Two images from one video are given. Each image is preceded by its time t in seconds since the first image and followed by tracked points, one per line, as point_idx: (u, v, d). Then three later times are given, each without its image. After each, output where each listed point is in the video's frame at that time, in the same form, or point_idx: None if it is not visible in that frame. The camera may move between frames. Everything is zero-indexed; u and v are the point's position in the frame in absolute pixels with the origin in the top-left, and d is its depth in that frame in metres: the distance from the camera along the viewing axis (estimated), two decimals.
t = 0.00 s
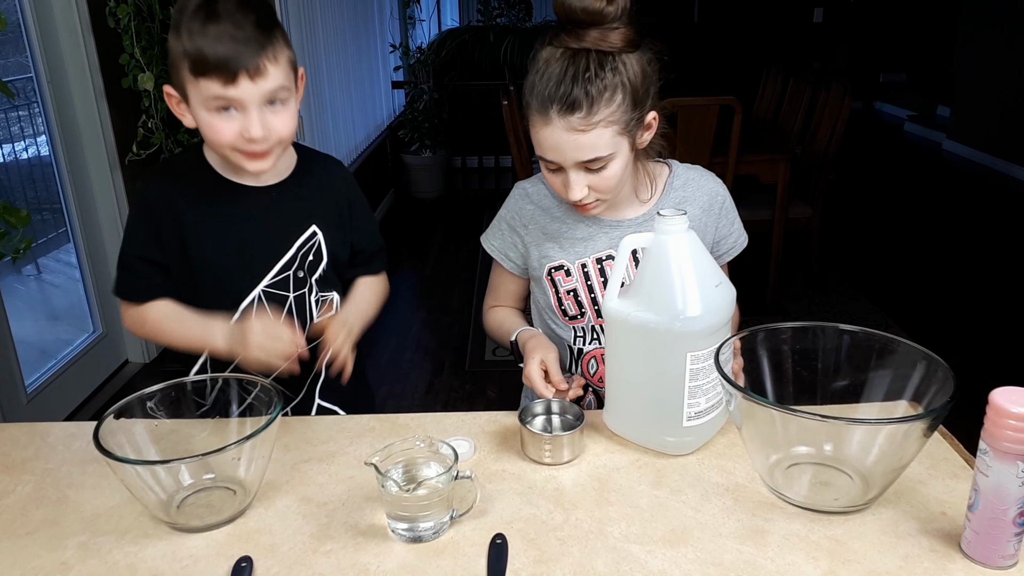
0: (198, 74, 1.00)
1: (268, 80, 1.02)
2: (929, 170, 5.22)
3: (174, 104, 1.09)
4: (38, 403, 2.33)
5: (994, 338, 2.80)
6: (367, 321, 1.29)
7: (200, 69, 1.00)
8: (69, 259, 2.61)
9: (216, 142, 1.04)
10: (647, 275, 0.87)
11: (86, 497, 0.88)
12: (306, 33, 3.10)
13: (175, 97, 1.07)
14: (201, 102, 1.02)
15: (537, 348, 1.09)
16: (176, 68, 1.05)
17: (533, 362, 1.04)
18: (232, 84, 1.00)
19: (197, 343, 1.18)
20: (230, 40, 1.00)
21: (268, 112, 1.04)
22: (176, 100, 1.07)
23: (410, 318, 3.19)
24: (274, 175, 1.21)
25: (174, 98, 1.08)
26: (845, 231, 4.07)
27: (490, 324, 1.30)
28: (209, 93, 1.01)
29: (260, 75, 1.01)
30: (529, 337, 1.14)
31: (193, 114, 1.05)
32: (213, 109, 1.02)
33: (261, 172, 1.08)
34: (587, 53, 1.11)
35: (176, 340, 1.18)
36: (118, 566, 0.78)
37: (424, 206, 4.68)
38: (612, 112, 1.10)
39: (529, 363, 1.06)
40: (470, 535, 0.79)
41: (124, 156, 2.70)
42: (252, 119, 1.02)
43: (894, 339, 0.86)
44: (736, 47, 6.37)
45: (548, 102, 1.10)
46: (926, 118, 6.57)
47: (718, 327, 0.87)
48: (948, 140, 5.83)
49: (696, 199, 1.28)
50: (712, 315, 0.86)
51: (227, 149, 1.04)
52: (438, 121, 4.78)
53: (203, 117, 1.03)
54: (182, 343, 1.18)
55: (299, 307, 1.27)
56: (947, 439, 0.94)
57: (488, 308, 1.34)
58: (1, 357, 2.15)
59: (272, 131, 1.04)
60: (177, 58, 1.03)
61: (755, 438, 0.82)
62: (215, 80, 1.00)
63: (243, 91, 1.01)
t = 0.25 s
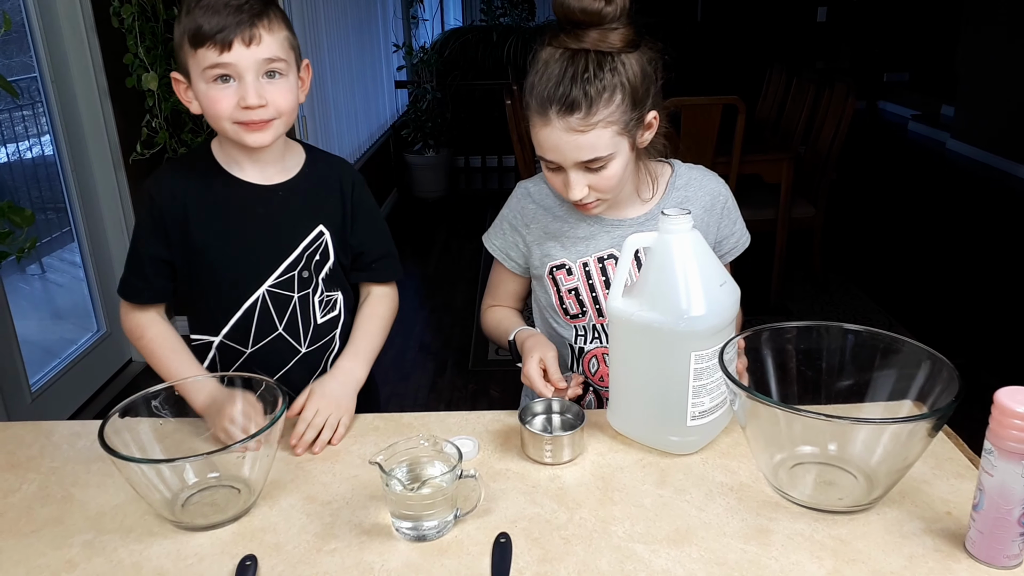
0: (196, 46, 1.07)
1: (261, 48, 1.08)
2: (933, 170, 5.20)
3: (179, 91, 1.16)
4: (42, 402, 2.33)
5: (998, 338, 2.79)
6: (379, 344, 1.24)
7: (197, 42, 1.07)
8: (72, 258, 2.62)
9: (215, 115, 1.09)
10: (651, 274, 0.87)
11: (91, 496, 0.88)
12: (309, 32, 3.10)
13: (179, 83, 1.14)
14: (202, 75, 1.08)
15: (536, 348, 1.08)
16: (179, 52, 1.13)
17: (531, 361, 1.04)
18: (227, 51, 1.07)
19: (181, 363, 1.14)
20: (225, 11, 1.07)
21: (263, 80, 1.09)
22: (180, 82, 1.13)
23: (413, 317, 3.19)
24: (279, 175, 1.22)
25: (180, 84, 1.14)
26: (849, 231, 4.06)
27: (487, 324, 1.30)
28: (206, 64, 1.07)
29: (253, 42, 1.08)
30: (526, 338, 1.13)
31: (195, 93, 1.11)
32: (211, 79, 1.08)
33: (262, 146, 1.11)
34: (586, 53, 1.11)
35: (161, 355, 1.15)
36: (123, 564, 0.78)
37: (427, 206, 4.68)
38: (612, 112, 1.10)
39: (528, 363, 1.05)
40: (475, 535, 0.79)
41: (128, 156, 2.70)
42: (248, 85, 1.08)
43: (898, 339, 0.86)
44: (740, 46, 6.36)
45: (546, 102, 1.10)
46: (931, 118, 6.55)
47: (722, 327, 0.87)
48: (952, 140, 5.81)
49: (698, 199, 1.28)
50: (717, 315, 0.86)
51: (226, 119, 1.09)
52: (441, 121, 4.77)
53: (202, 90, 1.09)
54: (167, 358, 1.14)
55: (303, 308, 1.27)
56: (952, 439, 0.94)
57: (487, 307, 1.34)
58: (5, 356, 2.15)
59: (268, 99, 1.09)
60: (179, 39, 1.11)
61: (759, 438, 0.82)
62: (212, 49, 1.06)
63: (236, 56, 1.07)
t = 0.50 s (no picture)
0: (203, 47, 1.07)
1: (269, 49, 1.08)
2: (935, 173, 5.19)
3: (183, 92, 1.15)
4: (40, 404, 2.32)
5: (999, 342, 2.78)
6: (375, 359, 1.23)
7: (204, 42, 1.07)
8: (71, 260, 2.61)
9: (221, 116, 1.09)
10: (653, 278, 0.86)
11: (88, 501, 0.87)
12: (310, 33, 3.09)
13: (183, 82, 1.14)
14: (209, 76, 1.08)
15: (534, 351, 1.06)
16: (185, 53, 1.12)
17: (529, 365, 1.02)
18: (235, 52, 1.07)
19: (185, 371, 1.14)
20: (233, 12, 1.07)
21: (271, 81, 1.09)
22: (185, 83, 1.13)
23: (413, 320, 3.19)
24: (280, 176, 1.21)
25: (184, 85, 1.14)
26: (850, 234, 4.05)
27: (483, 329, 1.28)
28: (213, 64, 1.07)
29: (262, 43, 1.08)
30: (523, 343, 1.11)
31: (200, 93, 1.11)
32: (218, 79, 1.08)
33: (267, 148, 1.11)
34: (589, 55, 1.11)
35: (166, 363, 1.15)
36: (120, 569, 0.77)
37: (427, 208, 4.67)
38: (614, 114, 1.09)
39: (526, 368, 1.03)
40: (475, 540, 0.79)
41: (127, 157, 2.69)
42: (256, 86, 1.08)
43: (902, 343, 0.85)
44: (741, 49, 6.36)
45: (548, 104, 1.09)
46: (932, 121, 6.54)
47: (725, 331, 0.86)
48: (954, 143, 5.80)
49: (699, 202, 1.27)
50: (719, 319, 0.85)
51: (233, 121, 1.08)
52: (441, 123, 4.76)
53: (208, 90, 1.09)
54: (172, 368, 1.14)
55: (304, 310, 1.27)
56: (956, 444, 0.93)
57: (483, 311, 1.33)
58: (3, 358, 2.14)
59: (276, 100, 1.08)
60: (185, 40, 1.10)
61: (762, 444, 0.82)
62: (220, 50, 1.06)
63: (245, 57, 1.07)
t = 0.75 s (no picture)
0: (211, 46, 1.07)
1: (277, 50, 1.08)
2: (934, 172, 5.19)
3: (189, 89, 1.15)
4: (39, 404, 2.32)
5: (1000, 341, 2.78)
6: (374, 357, 1.23)
7: (212, 42, 1.07)
8: (70, 259, 2.61)
9: (226, 115, 1.09)
10: (652, 276, 0.86)
11: (88, 499, 0.87)
12: (309, 32, 3.08)
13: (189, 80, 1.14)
14: (215, 76, 1.08)
15: (530, 352, 1.06)
16: (192, 51, 1.12)
17: (525, 364, 1.02)
18: (243, 52, 1.07)
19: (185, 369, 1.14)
20: (242, 13, 1.07)
21: (277, 81, 1.09)
22: (192, 82, 1.13)
23: (412, 319, 3.19)
24: (280, 175, 1.21)
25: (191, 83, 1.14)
26: (850, 233, 4.05)
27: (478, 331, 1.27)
28: (220, 64, 1.07)
29: (269, 44, 1.08)
30: (519, 344, 1.11)
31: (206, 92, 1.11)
32: (224, 79, 1.08)
33: (272, 148, 1.11)
34: (589, 53, 1.11)
35: (166, 362, 1.15)
36: (120, 567, 0.77)
37: (427, 207, 4.67)
38: (615, 113, 1.09)
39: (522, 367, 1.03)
40: (474, 538, 0.79)
41: (126, 156, 2.69)
42: (262, 87, 1.08)
43: (901, 341, 0.86)
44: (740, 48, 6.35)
45: (548, 103, 1.09)
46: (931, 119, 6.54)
47: (724, 328, 0.86)
48: (953, 142, 5.80)
49: (696, 200, 1.27)
50: (718, 317, 0.85)
51: (238, 121, 1.08)
52: (440, 122, 4.76)
53: (215, 90, 1.09)
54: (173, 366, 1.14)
55: (302, 306, 1.27)
56: (954, 441, 0.93)
57: (477, 313, 1.31)
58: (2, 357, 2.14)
59: (281, 100, 1.08)
60: (192, 39, 1.10)
61: (761, 442, 0.82)
62: (227, 51, 1.06)
63: (253, 57, 1.07)
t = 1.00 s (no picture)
0: (212, 46, 1.07)
1: (278, 50, 1.09)
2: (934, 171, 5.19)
3: (191, 89, 1.15)
4: (39, 403, 2.32)
5: (1000, 339, 2.78)
6: (375, 357, 1.23)
7: (213, 42, 1.07)
8: (70, 259, 2.60)
9: (227, 116, 1.09)
10: (652, 276, 0.86)
11: (88, 498, 0.88)
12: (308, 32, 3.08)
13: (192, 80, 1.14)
14: (218, 77, 1.08)
15: (531, 351, 1.06)
16: (194, 51, 1.12)
17: (526, 363, 1.02)
18: (244, 52, 1.07)
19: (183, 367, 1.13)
20: (244, 13, 1.07)
21: (279, 82, 1.09)
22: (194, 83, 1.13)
23: (413, 319, 3.19)
24: (280, 175, 1.22)
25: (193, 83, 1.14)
26: (850, 232, 4.05)
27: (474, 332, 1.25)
28: (222, 64, 1.07)
29: (271, 44, 1.08)
30: (519, 343, 1.10)
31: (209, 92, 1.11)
32: (226, 79, 1.08)
33: (273, 148, 1.11)
34: (590, 52, 1.11)
35: (165, 361, 1.14)
36: (120, 566, 0.77)
37: (427, 207, 4.67)
38: (617, 111, 1.09)
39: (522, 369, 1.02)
40: (475, 537, 0.79)
41: (126, 156, 2.69)
42: (263, 87, 1.08)
43: (900, 340, 0.86)
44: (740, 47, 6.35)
45: (551, 102, 1.09)
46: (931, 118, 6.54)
47: (723, 327, 0.86)
48: (953, 141, 5.80)
49: (693, 199, 1.28)
50: (717, 316, 0.85)
51: (239, 121, 1.09)
52: (440, 121, 4.76)
53: (217, 90, 1.09)
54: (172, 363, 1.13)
55: (301, 305, 1.27)
56: (954, 440, 0.93)
57: (470, 316, 1.30)
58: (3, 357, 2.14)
59: (283, 100, 1.08)
60: (194, 38, 1.10)
61: (761, 441, 0.82)
62: (229, 52, 1.06)
63: (254, 57, 1.07)
